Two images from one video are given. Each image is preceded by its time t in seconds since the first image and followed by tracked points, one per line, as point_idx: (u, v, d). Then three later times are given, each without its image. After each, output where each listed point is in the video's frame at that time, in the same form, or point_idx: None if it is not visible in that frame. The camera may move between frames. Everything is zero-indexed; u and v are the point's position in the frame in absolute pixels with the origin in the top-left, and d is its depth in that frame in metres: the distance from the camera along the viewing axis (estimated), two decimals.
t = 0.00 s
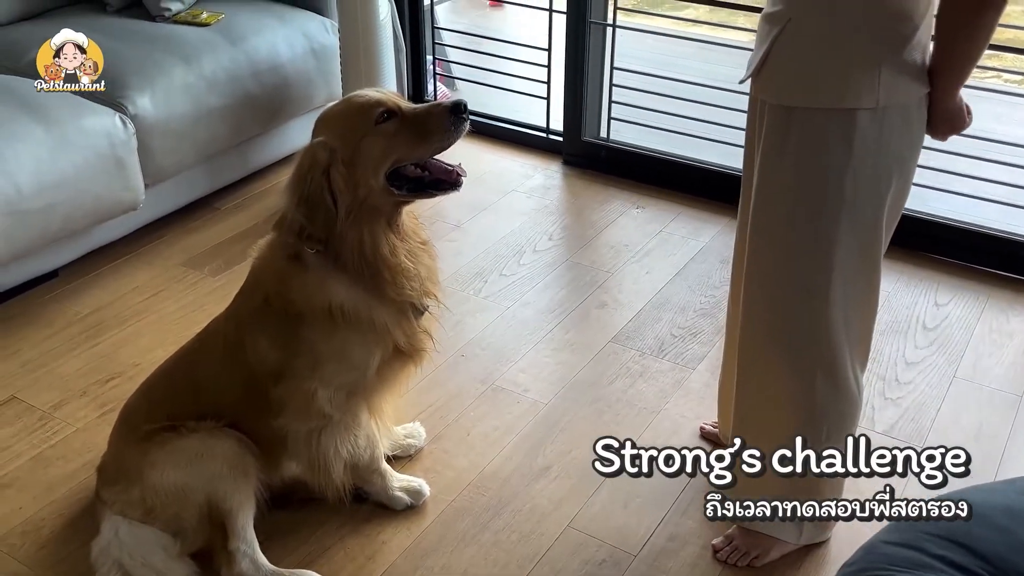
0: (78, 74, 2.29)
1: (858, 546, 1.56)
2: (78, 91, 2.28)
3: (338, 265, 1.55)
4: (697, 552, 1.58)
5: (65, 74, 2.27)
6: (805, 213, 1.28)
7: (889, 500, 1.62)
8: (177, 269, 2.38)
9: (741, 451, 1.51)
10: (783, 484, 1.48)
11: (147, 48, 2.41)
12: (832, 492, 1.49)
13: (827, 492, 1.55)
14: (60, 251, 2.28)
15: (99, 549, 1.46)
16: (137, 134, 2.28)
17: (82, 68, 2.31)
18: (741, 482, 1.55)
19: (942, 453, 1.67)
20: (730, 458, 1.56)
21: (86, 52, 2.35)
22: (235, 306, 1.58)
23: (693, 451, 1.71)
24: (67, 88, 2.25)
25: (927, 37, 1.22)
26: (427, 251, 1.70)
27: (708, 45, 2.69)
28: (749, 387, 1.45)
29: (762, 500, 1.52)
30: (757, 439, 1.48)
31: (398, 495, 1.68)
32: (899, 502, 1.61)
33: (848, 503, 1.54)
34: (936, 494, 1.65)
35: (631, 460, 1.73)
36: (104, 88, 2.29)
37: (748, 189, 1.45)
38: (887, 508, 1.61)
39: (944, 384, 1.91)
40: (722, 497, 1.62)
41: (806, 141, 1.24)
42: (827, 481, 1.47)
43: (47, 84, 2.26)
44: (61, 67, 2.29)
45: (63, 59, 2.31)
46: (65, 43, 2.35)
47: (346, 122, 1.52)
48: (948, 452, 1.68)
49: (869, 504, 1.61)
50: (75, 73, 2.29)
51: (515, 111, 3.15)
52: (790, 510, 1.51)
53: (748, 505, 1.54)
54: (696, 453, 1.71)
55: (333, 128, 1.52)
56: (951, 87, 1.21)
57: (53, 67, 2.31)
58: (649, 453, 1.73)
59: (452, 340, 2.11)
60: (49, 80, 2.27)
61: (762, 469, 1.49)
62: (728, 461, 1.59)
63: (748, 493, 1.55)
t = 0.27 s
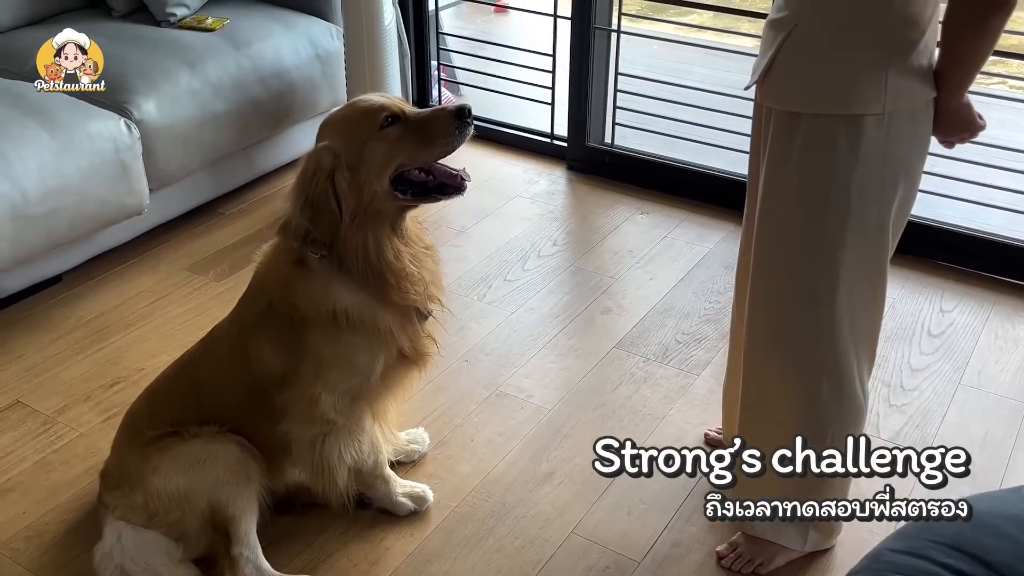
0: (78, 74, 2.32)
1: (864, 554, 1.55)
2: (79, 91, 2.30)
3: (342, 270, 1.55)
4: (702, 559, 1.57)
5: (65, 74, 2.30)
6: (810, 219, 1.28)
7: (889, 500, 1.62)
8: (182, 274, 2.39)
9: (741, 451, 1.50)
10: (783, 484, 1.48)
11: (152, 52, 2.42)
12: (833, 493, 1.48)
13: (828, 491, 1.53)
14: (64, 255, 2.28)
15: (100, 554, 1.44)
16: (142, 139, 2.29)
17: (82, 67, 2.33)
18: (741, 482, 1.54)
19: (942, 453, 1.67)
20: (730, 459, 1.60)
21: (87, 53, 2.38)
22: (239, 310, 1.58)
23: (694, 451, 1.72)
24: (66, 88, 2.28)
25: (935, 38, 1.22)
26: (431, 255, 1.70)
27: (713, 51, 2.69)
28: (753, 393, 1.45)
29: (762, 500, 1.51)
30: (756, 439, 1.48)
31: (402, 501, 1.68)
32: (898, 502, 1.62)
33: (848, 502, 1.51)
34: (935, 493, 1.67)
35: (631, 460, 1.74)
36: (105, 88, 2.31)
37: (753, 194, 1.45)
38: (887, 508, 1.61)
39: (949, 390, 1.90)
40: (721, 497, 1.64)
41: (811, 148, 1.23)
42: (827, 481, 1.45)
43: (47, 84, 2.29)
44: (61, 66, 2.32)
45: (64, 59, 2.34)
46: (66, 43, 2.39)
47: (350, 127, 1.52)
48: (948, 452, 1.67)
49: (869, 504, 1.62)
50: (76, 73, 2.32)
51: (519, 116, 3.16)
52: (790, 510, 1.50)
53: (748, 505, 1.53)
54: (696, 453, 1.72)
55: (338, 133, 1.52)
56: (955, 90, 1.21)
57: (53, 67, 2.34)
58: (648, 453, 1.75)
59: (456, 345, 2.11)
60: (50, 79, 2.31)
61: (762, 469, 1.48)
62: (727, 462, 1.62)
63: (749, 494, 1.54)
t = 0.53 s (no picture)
0: (78, 74, 2.34)
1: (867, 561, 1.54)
2: (79, 91, 2.32)
3: (344, 274, 1.55)
4: (705, 565, 1.56)
5: (65, 74, 2.33)
6: (813, 225, 1.27)
7: (889, 500, 1.63)
8: (184, 278, 2.39)
9: (741, 451, 1.50)
10: (783, 485, 1.47)
11: (156, 56, 2.42)
12: (833, 493, 1.46)
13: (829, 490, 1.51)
14: (66, 259, 2.28)
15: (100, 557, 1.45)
16: (145, 142, 2.29)
17: (82, 67, 2.35)
18: (742, 482, 1.54)
19: (942, 453, 1.68)
20: (730, 459, 1.63)
21: (87, 52, 2.40)
22: (240, 315, 1.58)
23: (694, 450, 1.74)
24: (66, 88, 2.30)
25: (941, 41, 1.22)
26: (433, 260, 1.70)
27: (717, 56, 2.69)
28: (756, 398, 1.45)
29: (762, 500, 1.50)
30: (757, 439, 1.47)
31: (404, 505, 1.67)
32: (898, 502, 1.63)
33: (849, 502, 1.48)
34: (935, 493, 1.68)
35: (631, 460, 1.75)
36: (104, 87, 2.31)
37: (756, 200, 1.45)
38: (886, 508, 1.62)
39: (952, 396, 1.90)
40: (721, 497, 1.66)
41: (814, 153, 1.23)
42: (828, 481, 1.44)
43: (47, 84, 2.33)
44: (61, 66, 2.35)
45: (64, 58, 2.37)
46: (66, 43, 2.42)
47: (353, 131, 1.52)
48: (948, 451, 1.68)
49: (869, 504, 1.62)
50: (75, 73, 2.34)
51: (522, 120, 3.16)
52: (790, 510, 1.49)
53: (748, 505, 1.52)
54: (696, 453, 1.73)
55: (340, 137, 1.52)
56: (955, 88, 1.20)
57: (53, 67, 2.37)
58: (649, 453, 1.75)
59: (458, 350, 2.11)
60: (50, 79, 2.34)
61: (762, 469, 1.48)
62: (727, 462, 1.64)
63: (749, 494, 1.54)
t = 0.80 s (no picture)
0: (77, 74, 2.35)
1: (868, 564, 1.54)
2: (79, 91, 2.32)
3: (344, 276, 1.55)
4: (705, 568, 1.56)
5: (65, 74, 2.33)
6: (813, 228, 1.27)
7: (889, 500, 1.63)
8: (185, 279, 2.39)
9: (741, 451, 1.50)
10: (784, 485, 1.47)
11: (157, 57, 2.42)
12: (834, 493, 1.45)
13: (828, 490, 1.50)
14: (67, 259, 2.28)
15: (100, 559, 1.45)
16: (146, 143, 2.29)
17: (82, 68, 2.36)
18: (742, 482, 1.54)
19: (942, 453, 1.69)
20: (730, 459, 1.64)
21: (86, 52, 2.40)
22: (240, 316, 1.58)
23: (694, 450, 1.74)
24: (66, 88, 2.30)
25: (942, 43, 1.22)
26: (433, 261, 1.70)
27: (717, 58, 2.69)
28: (757, 401, 1.45)
29: (762, 500, 1.51)
30: (757, 439, 1.47)
31: (404, 507, 1.68)
32: (898, 502, 1.63)
33: (849, 502, 1.48)
34: (935, 493, 1.68)
35: (631, 460, 1.75)
36: (104, 87, 2.32)
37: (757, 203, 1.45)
38: (886, 508, 1.62)
39: (953, 399, 1.90)
40: (721, 497, 1.66)
41: (815, 156, 1.23)
42: (828, 481, 1.44)
43: (47, 84, 2.33)
44: (61, 66, 2.36)
45: (64, 59, 2.37)
46: (65, 43, 2.42)
47: (353, 132, 1.52)
48: (948, 452, 1.69)
49: (869, 504, 1.63)
50: (75, 73, 2.34)
51: (522, 121, 3.16)
52: (790, 510, 1.49)
53: (748, 505, 1.53)
54: (696, 453, 1.73)
55: (340, 139, 1.52)
56: (955, 91, 1.20)
57: (53, 67, 2.37)
58: (649, 453, 1.76)
59: (458, 352, 2.11)
60: (49, 79, 2.35)
61: (762, 469, 1.48)
62: (727, 462, 1.64)
63: (749, 494, 1.54)
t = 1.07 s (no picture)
0: (78, 74, 2.34)
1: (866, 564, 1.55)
2: (79, 91, 2.32)
3: (344, 275, 1.55)
4: (704, 568, 1.56)
5: (65, 74, 2.33)
6: (813, 228, 1.27)
7: (889, 500, 1.63)
8: (184, 277, 2.39)
9: (741, 451, 1.50)
10: (784, 485, 1.47)
11: (157, 56, 2.42)
12: (834, 493, 1.45)
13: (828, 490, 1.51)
14: (67, 258, 2.28)
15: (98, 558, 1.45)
16: (146, 142, 2.29)
17: (82, 68, 2.35)
18: (742, 482, 1.54)
19: (942, 453, 1.69)
20: (730, 459, 1.63)
21: (86, 52, 2.40)
22: (239, 316, 1.57)
23: (694, 449, 1.75)
24: (66, 87, 2.30)
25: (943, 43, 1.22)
26: (433, 260, 1.70)
27: (718, 58, 2.69)
28: (757, 401, 1.45)
29: (762, 500, 1.51)
30: (757, 439, 1.47)
31: (404, 505, 1.68)
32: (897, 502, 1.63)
33: (850, 502, 1.48)
34: (935, 493, 1.68)
35: (631, 460, 1.75)
36: (105, 87, 2.32)
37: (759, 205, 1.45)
38: (887, 508, 1.62)
39: (952, 400, 1.90)
40: (721, 497, 1.67)
41: (816, 156, 1.23)
42: (828, 481, 1.44)
43: (47, 84, 2.32)
44: (61, 67, 2.36)
45: (64, 59, 2.37)
46: (64, 44, 2.41)
47: (353, 131, 1.52)
48: (948, 452, 1.69)
49: (869, 505, 1.63)
50: (76, 73, 2.34)
51: (522, 121, 3.16)
52: (790, 510, 1.49)
53: (748, 505, 1.52)
54: (696, 453, 1.74)
55: (340, 138, 1.52)
56: (957, 91, 1.20)
57: (53, 67, 2.37)
58: (649, 453, 1.76)
59: (458, 351, 2.11)
60: (50, 79, 2.34)
61: (762, 469, 1.48)
62: (727, 462, 1.64)
63: (749, 494, 1.54)
